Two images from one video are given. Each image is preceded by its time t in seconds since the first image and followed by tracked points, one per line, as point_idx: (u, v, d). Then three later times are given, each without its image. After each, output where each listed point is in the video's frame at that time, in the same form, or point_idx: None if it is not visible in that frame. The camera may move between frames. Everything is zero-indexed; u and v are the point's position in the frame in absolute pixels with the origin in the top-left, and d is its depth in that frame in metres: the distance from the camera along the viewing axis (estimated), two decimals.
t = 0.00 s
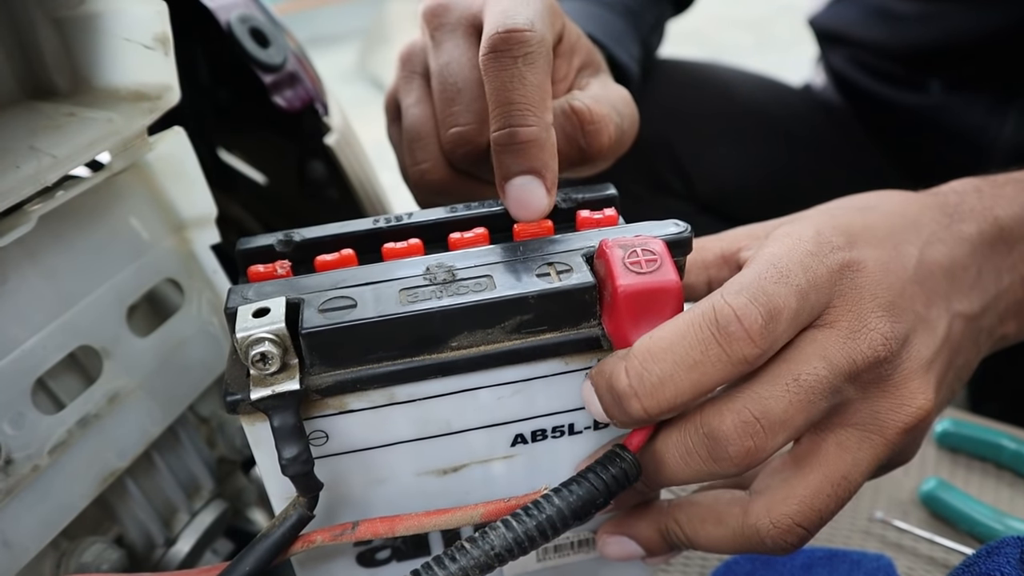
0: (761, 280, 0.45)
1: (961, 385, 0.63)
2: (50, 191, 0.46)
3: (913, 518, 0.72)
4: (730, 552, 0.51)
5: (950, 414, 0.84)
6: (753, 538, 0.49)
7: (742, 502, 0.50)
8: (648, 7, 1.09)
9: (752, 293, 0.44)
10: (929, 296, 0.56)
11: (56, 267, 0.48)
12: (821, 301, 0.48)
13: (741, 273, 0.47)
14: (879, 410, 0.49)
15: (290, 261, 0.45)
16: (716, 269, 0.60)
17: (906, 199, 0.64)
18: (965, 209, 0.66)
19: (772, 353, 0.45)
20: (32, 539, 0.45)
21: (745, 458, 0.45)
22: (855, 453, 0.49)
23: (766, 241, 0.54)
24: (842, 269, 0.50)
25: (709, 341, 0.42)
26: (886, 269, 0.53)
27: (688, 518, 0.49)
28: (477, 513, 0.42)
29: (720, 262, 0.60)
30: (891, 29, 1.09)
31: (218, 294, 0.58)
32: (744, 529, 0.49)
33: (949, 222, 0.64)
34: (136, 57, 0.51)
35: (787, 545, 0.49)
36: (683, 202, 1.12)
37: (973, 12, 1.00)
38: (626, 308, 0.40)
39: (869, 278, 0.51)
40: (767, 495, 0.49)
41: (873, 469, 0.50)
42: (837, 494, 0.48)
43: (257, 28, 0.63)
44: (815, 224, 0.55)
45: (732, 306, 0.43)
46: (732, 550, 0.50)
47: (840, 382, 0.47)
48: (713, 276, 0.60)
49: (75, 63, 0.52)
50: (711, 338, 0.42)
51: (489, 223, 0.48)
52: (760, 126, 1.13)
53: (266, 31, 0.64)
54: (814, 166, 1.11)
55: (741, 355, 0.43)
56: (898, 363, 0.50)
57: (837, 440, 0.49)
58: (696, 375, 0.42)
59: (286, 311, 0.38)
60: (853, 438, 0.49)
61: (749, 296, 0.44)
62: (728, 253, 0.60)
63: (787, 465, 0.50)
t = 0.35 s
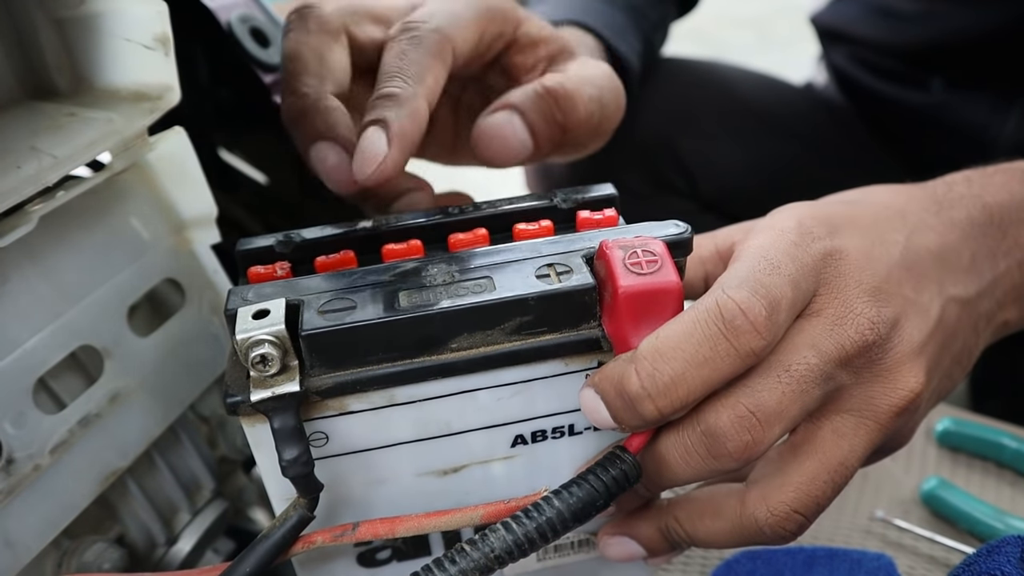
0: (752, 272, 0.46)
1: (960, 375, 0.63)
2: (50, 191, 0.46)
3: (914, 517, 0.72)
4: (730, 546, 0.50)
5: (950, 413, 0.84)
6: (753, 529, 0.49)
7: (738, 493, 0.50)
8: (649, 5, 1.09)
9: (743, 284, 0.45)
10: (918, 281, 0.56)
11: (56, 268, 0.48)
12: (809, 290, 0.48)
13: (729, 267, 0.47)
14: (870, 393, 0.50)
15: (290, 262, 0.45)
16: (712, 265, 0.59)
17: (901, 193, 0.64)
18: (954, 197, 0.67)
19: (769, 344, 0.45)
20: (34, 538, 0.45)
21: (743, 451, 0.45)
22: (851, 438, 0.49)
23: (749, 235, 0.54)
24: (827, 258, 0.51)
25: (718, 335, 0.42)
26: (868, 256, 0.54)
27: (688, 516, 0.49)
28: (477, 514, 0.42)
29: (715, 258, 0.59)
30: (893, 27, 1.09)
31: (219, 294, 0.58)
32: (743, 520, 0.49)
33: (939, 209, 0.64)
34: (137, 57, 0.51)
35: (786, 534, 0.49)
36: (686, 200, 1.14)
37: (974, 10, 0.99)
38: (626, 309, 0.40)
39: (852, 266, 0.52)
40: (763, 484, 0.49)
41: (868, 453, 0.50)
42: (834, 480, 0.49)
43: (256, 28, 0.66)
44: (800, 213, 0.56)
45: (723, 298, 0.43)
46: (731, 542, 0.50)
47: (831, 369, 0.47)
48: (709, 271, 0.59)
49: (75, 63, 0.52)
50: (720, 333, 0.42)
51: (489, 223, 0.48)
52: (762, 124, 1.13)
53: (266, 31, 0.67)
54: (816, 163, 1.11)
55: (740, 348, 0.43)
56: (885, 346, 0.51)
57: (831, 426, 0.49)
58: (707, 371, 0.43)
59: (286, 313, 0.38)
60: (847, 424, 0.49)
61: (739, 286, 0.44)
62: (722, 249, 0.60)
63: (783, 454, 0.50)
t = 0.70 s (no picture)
0: (753, 272, 0.46)
1: (962, 374, 0.63)
2: (51, 192, 0.46)
3: (914, 517, 0.72)
4: (727, 545, 0.50)
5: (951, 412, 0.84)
6: (749, 526, 0.49)
7: (736, 491, 0.50)
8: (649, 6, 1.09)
9: (742, 284, 0.45)
10: (922, 282, 0.56)
11: (57, 267, 0.48)
12: (811, 290, 0.48)
13: (731, 266, 0.47)
14: (871, 395, 0.50)
15: (290, 262, 0.45)
16: (710, 264, 0.60)
17: (899, 192, 0.64)
18: (956, 193, 0.67)
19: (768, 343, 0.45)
20: (35, 537, 0.46)
21: (736, 445, 0.45)
22: (850, 438, 0.49)
23: (752, 236, 0.55)
24: (829, 259, 0.51)
25: (713, 339, 0.42)
26: (873, 257, 0.54)
27: (686, 516, 0.49)
28: (477, 514, 0.42)
29: (714, 256, 0.59)
30: (895, 27, 1.09)
31: (219, 294, 0.58)
32: (740, 517, 0.49)
33: (944, 210, 0.64)
34: (137, 57, 0.51)
35: (783, 531, 0.49)
36: (685, 200, 1.13)
37: (977, 10, 1.00)
38: (625, 309, 0.40)
39: (855, 266, 0.52)
40: (760, 482, 0.49)
41: (867, 454, 0.50)
42: (831, 478, 0.49)
43: (257, 28, 0.64)
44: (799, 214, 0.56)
45: (723, 296, 0.43)
46: (728, 541, 0.50)
47: (831, 368, 0.47)
48: (708, 269, 0.60)
49: (76, 64, 0.52)
50: (715, 337, 0.42)
51: (488, 223, 0.48)
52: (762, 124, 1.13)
53: (267, 31, 0.65)
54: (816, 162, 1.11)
55: (739, 348, 0.43)
56: (888, 348, 0.51)
57: (830, 425, 0.49)
58: (703, 376, 0.42)
59: (285, 313, 0.38)
60: (846, 424, 0.49)
61: (739, 285, 0.44)
62: (720, 247, 0.59)
63: (781, 452, 0.50)
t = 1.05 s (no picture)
0: (773, 284, 0.45)
1: (971, 377, 0.63)
2: (51, 190, 0.46)
3: (914, 516, 0.72)
4: (727, 547, 0.51)
5: (952, 412, 0.84)
6: (753, 532, 0.49)
7: (739, 495, 0.50)
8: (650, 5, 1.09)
9: (761, 298, 0.44)
10: (946, 292, 0.56)
11: (57, 265, 0.48)
12: (836, 304, 0.48)
13: (754, 275, 0.47)
14: (888, 410, 0.50)
15: (289, 261, 0.45)
16: (718, 272, 0.61)
17: (912, 193, 0.63)
18: (973, 198, 0.66)
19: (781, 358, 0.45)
20: (34, 536, 0.46)
21: (741, 454, 0.45)
22: (859, 451, 0.49)
23: (776, 243, 0.54)
24: (859, 270, 0.50)
25: (716, 348, 0.43)
26: (902, 269, 0.53)
27: (686, 516, 0.49)
28: (476, 513, 0.42)
29: (723, 265, 0.60)
30: (897, 27, 1.08)
31: (219, 293, 0.58)
32: (743, 522, 0.49)
33: (960, 212, 0.63)
34: (136, 56, 0.51)
35: (785, 537, 0.49)
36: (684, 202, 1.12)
37: (979, 10, 1.00)
38: (623, 308, 0.40)
39: (885, 279, 0.51)
40: (765, 487, 0.49)
41: (874, 466, 0.51)
42: (837, 489, 0.49)
43: (256, 27, 0.64)
44: (827, 223, 0.55)
45: (740, 309, 0.43)
46: (728, 544, 0.50)
47: (851, 385, 0.47)
48: (716, 279, 0.61)
49: (75, 62, 0.52)
50: (718, 345, 0.43)
51: (487, 223, 0.48)
52: (763, 124, 1.13)
53: (266, 30, 0.65)
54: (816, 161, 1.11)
55: (749, 363, 0.43)
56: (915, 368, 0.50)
57: (840, 437, 0.50)
58: (702, 382, 0.42)
59: (285, 311, 0.38)
60: (857, 436, 0.50)
61: (759, 298, 0.44)
62: (730, 256, 0.60)
63: (787, 458, 0.50)
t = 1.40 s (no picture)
0: (773, 283, 0.45)
1: (972, 373, 0.63)
2: (51, 191, 0.46)
3: (912, 516, 0.72)
4: (726, 546, 0.51)
5: (950, 412, 0.84)
6: (751, 530, 0.49)
7: (738, 494, 0.50)
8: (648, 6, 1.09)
9: (761, 299, 0.44)
10: (944, 288, 0.56)
11: (57, 267, 0.48)
12: (835, 301, 0.48)
13: (753, 274, 0.47)
14: (886, 406, 0.50)
15: (289, 262, 0.45)
16: (717, 271, 0.61)
17: (912, 189, 0.63)
18: (973, 192, 0.66)
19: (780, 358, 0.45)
20: (34, 537, 0.46)
21: (739, 454, 0.45)
22: (857, 448, 0.49)
23: (774, 240, 0.54)
24: (857, 267, 0.50)
25: (717, 349, 0.43)
26: (901, 265, 0.53)
27: (686, 517, 0.49)
28: (475, 513, 0.42)
29: (722, 263, 0.61)
30: (896, 27, 1.09)
31: (218, 294, 0.58)
32: (741, 521, 0.49)
33: (960, 207, 0.64)
34: (136, 57, 0.51)
35: (783, 535, 0.49)
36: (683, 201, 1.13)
37: (978, 10, 0.99)
38: (623, 309, 0.40)
39: (884, 275, 0.51)
40: (764, 485, 0.49)
41: (872, 464, 0.51)
42: (836, 487, 0.49)
43: (256, 27, 0.64)
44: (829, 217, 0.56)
45: (739, 309, 0.43)
46: (727, 543, 0.50)
47: (850, 383, 0.47)
48: (714, 278, 0.61)
49: (75, 63, 0.52)
50: (718, 346, 0.43)
51: (487, 223, 0.48)
52: (762, 124, 1.13)
53: (266, 30, 0.65)
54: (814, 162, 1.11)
55: (749, 363, 0.43)
56: (914, 365, 0.50)
57: (839, 434, 0.50)
58: (703, 383, 0.43)
59: (284, 312, 0.38)
60: (855, 433, 0.50)
61: (759, 297, 0.44)
62: (729, 254, 0.61)
63: (786, 456, 0.50)
